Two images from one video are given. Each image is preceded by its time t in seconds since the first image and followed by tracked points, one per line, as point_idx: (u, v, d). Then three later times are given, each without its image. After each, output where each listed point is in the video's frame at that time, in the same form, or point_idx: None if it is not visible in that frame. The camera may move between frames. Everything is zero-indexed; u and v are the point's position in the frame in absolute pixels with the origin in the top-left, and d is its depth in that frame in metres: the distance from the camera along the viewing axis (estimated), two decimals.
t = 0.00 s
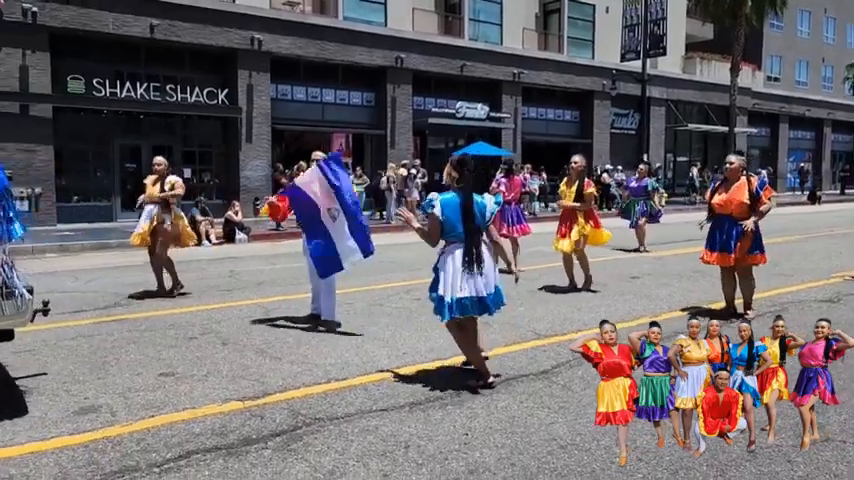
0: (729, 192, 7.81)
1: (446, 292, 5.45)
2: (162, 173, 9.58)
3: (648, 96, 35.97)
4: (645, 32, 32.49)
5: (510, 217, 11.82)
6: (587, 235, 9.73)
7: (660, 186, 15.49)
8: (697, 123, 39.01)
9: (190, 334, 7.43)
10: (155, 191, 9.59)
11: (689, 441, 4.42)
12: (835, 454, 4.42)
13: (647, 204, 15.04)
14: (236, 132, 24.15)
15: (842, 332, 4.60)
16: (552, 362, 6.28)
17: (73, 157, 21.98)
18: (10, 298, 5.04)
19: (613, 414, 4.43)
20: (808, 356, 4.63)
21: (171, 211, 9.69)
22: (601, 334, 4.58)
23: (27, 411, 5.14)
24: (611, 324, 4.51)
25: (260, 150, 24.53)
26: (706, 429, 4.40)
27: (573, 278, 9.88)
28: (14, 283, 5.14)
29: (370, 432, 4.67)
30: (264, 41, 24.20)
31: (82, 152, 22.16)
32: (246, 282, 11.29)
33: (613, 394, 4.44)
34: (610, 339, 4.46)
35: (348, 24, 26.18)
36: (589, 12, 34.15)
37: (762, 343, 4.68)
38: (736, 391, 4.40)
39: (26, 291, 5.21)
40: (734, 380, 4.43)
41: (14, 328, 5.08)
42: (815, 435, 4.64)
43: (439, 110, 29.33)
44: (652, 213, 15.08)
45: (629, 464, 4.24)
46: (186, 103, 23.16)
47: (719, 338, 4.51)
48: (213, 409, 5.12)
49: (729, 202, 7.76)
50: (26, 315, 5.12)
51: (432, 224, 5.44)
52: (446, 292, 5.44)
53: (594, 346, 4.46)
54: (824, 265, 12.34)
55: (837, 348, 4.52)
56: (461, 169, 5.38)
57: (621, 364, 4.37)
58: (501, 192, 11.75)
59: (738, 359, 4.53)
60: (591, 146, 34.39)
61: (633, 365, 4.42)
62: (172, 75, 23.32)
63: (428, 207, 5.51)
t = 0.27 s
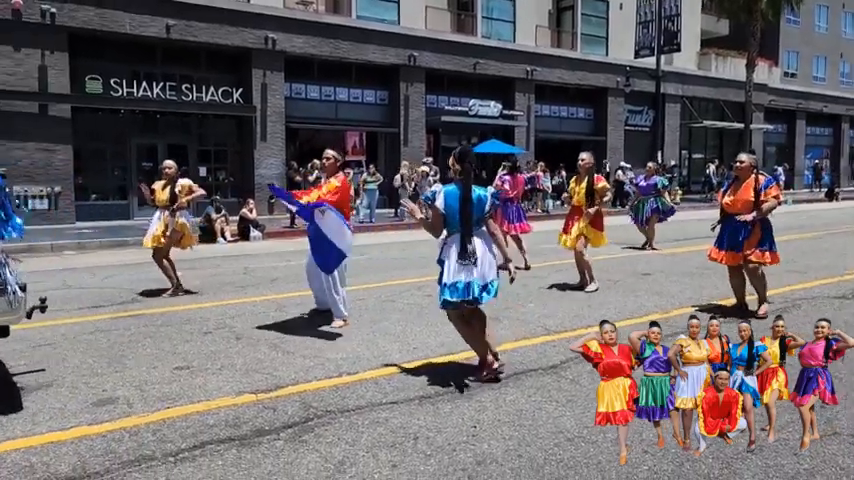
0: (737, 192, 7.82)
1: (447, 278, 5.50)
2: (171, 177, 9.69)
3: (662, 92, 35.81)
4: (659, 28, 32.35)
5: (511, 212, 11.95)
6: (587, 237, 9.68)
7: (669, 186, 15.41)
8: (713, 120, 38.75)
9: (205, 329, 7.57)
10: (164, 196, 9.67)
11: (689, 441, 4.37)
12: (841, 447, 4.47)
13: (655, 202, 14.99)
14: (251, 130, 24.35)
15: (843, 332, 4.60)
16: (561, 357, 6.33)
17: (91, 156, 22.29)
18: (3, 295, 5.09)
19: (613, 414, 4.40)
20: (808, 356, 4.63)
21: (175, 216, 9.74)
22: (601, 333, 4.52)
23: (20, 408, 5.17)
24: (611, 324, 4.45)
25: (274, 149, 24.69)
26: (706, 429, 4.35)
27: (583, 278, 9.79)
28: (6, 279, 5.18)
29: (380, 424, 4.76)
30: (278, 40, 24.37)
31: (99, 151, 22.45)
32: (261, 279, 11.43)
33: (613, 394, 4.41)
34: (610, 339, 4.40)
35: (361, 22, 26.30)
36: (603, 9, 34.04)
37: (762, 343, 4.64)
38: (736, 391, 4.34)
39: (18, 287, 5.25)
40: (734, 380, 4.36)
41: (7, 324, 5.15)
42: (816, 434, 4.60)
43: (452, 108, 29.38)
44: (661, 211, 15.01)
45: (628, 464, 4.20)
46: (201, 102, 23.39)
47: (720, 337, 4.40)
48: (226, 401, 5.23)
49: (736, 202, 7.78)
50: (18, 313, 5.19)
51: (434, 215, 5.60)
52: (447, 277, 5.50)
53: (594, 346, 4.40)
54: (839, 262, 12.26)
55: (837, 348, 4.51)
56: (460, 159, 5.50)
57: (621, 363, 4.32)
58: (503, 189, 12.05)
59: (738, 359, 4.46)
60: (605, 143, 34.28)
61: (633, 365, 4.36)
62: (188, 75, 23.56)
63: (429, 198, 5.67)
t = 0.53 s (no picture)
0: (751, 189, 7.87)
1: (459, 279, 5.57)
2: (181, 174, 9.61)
3: (674, 91, 35.69)
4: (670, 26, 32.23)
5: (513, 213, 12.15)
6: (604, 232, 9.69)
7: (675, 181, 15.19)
8: (725, 119, 38.55)
9: (220, 326, 7.69)
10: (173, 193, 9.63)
11: (689, 441, 4.37)
12: (850, 444, 4.49)
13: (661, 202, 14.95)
14: (263, 130, 24.50)
15: (843, 332, 4.62)
16: (570, 354, 6.36)
17: (105, 156, 22.52)
18: None
19: (613, 414, 4.42)
20: (808, 356, 4.63)
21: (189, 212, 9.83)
22: (602, 334, 4.59)
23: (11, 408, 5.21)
24: (611, 324, 4.51)
25: (286, 149, 24.83)
26: (706, 429, 4.34)
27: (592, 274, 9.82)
28: None
29: (391, 420, 4.83)
30: (290, 41, 24.52)
31: (113, 152, 22.67)
32: (273, 277, 11.52)
33: (613, 394, 4.43)
34: (610, 339, 4.47)
35: (372, 22, 26.40)
36: (614, 7, 33.95)
37: (762, 344, 4.67)
38: (736, 391, 4.34)
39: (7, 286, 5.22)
40: (734, 380, 4.37)
41: None
42: (815, 434, 4.58)
43: (463, 108, 29.44)
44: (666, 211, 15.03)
45: (629, 463, 4.21)
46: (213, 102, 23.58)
47: (719, 337, 4.42)
48: (240, 398, 5.32)
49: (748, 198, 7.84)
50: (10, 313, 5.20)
51: (450, 216, 5.59)
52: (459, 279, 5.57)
53: (594, 346, 4.47)
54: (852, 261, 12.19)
55: (837, 348, 4.54)
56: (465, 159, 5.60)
57: (621, 364, 4.37)
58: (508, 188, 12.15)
59: (738, 359, 4.47)
60: (616, 142, 34.20)
61: (633, 365, 4.42)
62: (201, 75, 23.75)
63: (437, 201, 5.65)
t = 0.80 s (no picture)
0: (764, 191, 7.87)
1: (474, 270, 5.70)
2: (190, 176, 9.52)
3: (684, 91, 35.59)
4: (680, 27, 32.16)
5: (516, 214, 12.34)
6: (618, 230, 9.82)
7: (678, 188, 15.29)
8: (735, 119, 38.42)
9: (234, 326, 7.77)
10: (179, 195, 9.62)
11: (689, 441, 4.38)
12: None
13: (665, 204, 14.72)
14: (273, 132, 24.63)
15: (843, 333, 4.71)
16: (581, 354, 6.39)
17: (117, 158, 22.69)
18: None
19: (613, 414, 4.42)
20: (808, 356, 4.70)
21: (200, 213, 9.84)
22: (601, 334, 4.56)
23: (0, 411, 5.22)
24: (611, 324, 4.49)
25: (296, 150, 24.94)
26: (706, 429, 4.36)
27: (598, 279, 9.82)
28: None
29: (405, 418, 4.88)
30: (299, 43, 24.65)
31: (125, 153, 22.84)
32: (284, 278, 11.60)
33: (613, 394, 4.44)
34: (610, 339, 4.44)
35: (381, 24, 26.49)
36: (623, 7, 33.90)
37: (762, 344, 4.74)
38: (736, 391, 4.36)
39: None
40: (734, 380, 4.41)
41: None
42: (815, 435, 4.62)
43: (472, 109, 29.48)
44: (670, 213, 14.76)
45: (630, 463, 4.21)
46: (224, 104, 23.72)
47: (720, 337, 4.46)
48: (255, 396, 5.39)
49: (760, 201, 7.83)
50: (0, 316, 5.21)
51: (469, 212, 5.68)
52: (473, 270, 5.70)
53: (594, 346, 4.44)
54: None
55: (837, 348, 4.61)
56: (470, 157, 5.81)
57: (621, 363, 4.35)
58: (516, 188, 12.26)
59: (738, 359, 4.54)
60: (625, 142, 34.16)
61: (633, 365, 4.40)
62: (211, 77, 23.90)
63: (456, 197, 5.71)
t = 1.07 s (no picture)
0: (779, 194, 7.84)
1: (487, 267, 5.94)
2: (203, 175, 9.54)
3: (694, 93, 35.49)
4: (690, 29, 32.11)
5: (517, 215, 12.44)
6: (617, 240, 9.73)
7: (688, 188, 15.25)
8: (745, 121, 38.30)
9: (251, 325, 7.86)
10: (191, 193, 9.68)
11: (689, 441, 4.39)
12: None
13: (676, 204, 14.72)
14: (283, 133, 24.74)
15: (843, 334, 4.79)
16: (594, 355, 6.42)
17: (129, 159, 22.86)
18: None
19: (613, 414, 4.48)
20: (808, 356, 4.75)
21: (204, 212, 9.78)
22: (602, 334, 4.61)
23: None
24: (611, 325, 4.54)
25: (306, 152, 25.05)
26: (706, 429, 4.37)
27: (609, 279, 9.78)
28: None
29: (423, 417, 4.93)
30: (310, 45, 24.78)
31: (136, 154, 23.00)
32: (297, 278, 11.68)
33: (613, 394, 4.49)
34: (610, 339, 4.50)
35: (391, 26, 26.58)
36: (633, 9, 33.87)
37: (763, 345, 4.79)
38: (736, 391, 4.36)
39: None
40: (734, 380, 4.39)
41: None
42: (815, 434, 4.65)
43: (481, 111, 29.53)
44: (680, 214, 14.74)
45: (630, 462, 4.25)
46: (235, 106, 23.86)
47: (719, 338, 4.50)
48: (274, 394, 5.45)
49: (777, 204, 7.80)
50: None
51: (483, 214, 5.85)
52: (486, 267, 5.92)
53: (594, 347, 4.50)
54: None
55: (837, 347, 4.71)
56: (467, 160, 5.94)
57: (621, 363, 4.38)
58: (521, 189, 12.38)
59: (738, 359, 4.57)
60: (634, 144, 34.13)
61: (633, 365, 4.43)
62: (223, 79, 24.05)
63: (475, 203, 5.79)
